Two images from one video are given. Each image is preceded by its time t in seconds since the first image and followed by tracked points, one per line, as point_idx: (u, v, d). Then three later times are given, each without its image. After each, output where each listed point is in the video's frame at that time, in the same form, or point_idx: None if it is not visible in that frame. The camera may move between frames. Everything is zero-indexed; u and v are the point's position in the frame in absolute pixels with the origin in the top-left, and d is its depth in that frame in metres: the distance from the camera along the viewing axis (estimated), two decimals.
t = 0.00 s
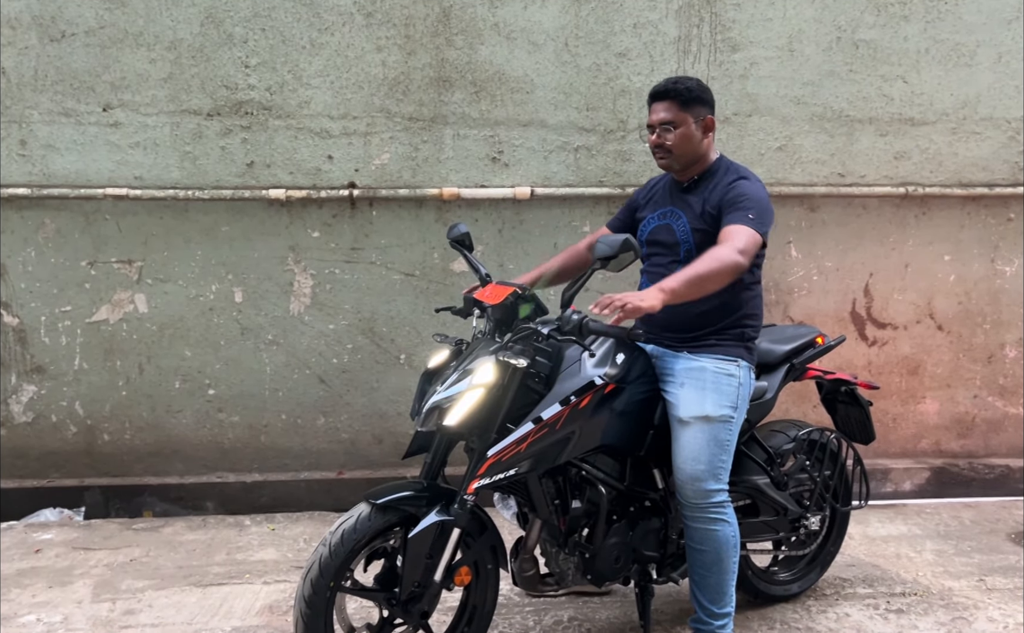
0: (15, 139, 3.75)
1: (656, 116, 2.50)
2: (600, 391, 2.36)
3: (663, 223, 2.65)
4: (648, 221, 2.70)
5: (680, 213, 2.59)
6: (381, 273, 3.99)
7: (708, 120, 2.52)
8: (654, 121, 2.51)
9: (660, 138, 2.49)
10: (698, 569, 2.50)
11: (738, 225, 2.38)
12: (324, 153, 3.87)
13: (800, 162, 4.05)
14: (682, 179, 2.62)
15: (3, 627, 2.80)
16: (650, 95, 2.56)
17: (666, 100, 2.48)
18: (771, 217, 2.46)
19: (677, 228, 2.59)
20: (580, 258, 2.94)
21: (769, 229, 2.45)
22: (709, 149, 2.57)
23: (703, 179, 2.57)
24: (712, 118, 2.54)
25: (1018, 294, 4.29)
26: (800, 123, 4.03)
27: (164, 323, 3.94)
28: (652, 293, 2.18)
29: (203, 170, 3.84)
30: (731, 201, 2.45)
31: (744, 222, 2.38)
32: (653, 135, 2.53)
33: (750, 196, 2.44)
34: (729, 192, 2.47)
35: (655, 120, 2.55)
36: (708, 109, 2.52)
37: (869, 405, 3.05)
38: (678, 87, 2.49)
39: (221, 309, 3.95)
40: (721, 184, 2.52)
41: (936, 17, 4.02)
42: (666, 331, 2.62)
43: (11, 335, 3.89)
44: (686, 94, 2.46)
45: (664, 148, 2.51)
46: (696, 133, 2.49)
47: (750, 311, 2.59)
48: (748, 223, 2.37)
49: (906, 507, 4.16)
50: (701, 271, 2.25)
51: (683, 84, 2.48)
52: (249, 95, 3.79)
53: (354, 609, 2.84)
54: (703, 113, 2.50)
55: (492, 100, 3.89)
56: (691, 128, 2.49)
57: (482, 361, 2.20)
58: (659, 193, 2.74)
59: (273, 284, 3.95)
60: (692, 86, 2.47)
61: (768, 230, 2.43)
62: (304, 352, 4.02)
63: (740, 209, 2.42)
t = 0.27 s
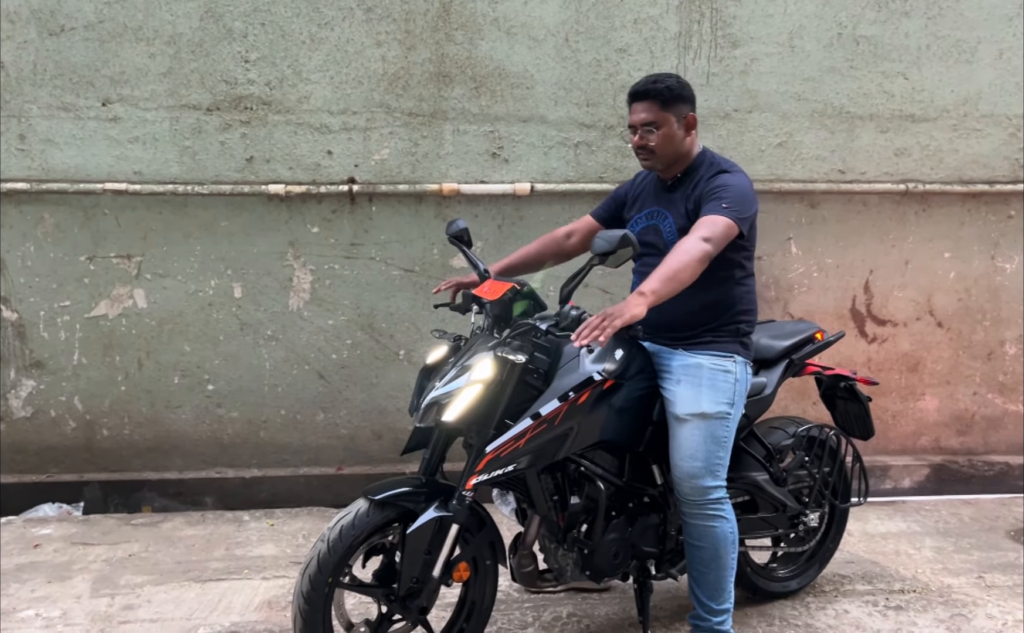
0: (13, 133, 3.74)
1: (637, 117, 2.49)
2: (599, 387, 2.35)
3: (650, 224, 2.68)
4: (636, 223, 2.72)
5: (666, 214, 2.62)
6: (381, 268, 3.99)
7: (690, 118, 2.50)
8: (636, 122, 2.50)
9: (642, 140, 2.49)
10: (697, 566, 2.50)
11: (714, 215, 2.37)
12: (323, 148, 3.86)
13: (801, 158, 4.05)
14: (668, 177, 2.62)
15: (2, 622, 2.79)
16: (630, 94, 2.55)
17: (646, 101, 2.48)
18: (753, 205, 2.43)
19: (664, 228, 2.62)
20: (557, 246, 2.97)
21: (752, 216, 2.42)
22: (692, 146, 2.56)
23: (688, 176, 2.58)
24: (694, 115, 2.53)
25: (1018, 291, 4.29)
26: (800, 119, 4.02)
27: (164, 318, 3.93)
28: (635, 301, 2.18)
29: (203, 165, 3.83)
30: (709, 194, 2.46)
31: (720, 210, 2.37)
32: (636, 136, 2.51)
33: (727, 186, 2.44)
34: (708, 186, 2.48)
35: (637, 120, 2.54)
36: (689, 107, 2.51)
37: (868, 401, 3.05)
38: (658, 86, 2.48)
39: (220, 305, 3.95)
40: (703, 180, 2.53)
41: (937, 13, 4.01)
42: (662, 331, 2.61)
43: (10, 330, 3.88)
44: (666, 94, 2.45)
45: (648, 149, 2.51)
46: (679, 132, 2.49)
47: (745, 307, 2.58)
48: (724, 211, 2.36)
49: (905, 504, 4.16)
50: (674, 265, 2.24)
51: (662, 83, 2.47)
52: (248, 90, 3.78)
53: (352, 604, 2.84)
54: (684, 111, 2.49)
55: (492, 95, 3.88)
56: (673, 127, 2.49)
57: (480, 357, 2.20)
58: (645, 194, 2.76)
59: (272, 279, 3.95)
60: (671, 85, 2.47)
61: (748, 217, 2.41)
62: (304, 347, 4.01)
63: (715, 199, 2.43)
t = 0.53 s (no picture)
0: (13, 128, 3.74)
1: (621, 148, 2.42)
2: (596, 383, 2.34)
3: (639, 226, 2.66)
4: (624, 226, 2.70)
5: (656, 217, 2.61)
6: (381, 264, 3.99)
7: (666, 128, 2.45)
8: (620, 153, 2.43)
9: (631, 168, 2.44)
10: (698, 561, 2.50)
11: (705, 212, 2.40)
12: (324, 144, 3.86)
13: (801, 155, 4.04)
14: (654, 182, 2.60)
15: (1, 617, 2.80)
16: (599, 120, 2.42)
17: (621, 131, 2.38)
18: (741, 198, 2.46)
19: (654, 232, 2.62)
20: (545, 245, 2.96)
21: (741, 209, 2.45)
22: (671, 150, 2.53)
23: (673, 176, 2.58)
24: (667, 122, 2.47)
25: (1018, 288, 4.29)
26: (801, 115, 4.01)
27: (163, 313, 3.93)
28: (632, 305, 2.19)
29: (202, 160, 3.82)
30: (698, 191, 2.48)
31: (712, 208, 2.39)
32: (621, 164, 2.46)
33: (714, 181, 2.46)
34: (696, 182, 2.50)
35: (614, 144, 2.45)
36: (663, 117, 2.43)
37: (866, 396, 3.05)
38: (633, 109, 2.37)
39: (220, 300, 3.95)
40: (689, 174, 2.53)
41: (938, 9, 4.00)
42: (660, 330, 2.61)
43: (10, 325, 3.88)
44: (644, 117, 2.37)
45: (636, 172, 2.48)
46: (661, 147, 2.46)
47: (740, 301, 2.57)
48: (715, 208, 2.39)
49: (904, 500, 4.16)
50: (669, 267, 2.25)
51: (634, 108, 2.36)
52: (249, 84, 3.78)
53: (351, 599, 2.84)
54: (661, 126, 2.43)
55: (492, 91, 3.87)
56: (655, 145, 2.45)
57: (478, 353, 2.20)
58: (629, 194, 2.74)
59: (272, 274, 3.95)
60: (642, 107, 2.36)
61: (738, 211, 2.43)
62: (304, 343, 4.01)
63: (704, 196, 2.45)
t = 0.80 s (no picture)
0: (11, 122, 3.73)
1: (627, 164, 2.42)
2: (591, 376, 2.35)
3: (633, 225, 2.66)
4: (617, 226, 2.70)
5: (651, 215, 2.62)
6: (380, 259, 3.98)
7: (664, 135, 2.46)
8: (626, 169, 2.43)
9: (638, 181, 2.46)
10: (702, 555, 2.50)
11: (698, 205, 2.40)
12: (323, 138, 3.85)
13: (801, 150, 4.03)
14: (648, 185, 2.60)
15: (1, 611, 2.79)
16: (599, 137, 2.39)
17: (626, 146, 2.37)
18: (734, 189, 2.46)
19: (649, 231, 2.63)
20: (538, 240, 2.95)
21: (736, 201, 2.45)
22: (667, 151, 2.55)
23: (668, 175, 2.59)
24: (663, 128, 2.47)
25: (1017, 283, 4.29)
26: (801, 110, 4.00)
27: (162, 307, 3.93)
28: (627, 297, 2.18)
29: (201, 155, 3.81)
30: (693, 185, 2.48)
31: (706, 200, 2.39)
32: (626, 178, 2.46)
33: (708, 174, 2.46)
34: (690, 177, 2.50)
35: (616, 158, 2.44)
36: (660, 124, 2.43)
37: (863, 391, 3.04)
38: (635, 125, 2.35)
39: (219, 295, 3.94)
40: (682, 170, 2.54)
41: (939, 4, 3.99)
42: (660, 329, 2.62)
43: (9, 319, 3.88)
44: (648, 132, 2.37)
45: (642, 183, 2.50)
46: (661, 155, 2.47)
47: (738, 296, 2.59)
48: (708, 200, 2.39)
49: (903, 496, 4.17)
50: (662, 259, 2.25)
51: (635, 122, 2.34)
52: (248, 79, 3.77)
53: (350, 594, 2.84)
54: (661, 135, 2.43)
55: (491, 85, 3.86)
56: (656, 154, 2.46)
57: (473, 346, 2.19)
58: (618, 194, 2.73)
59: (271, 269, 3.94)
60: (643, 120, 2.35)
61: (733, 202, 2.43)
62: (303, 338, 4.01)
63: (699, 188, 2.45)
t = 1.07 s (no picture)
0: (8, 115, 3.71)
1: (617, 158, 2.43)
2: (586, 370, 2.35)
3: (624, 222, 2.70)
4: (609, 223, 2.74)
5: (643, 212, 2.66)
6: (378, 253, 3.98)
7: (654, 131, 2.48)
8: (616, 164, 2.45)
9: (627, 176, 2.47)
10: (689, 531, 2.47)
11: (688, 200, 2.42)
12: (320, 132, 3.84)
13: (799, 144, 4.03)
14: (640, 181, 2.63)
15: None
16: (589, 131, 2.40)
17: (616, 141, 2.39)
18: (723, 184, 2.48)
19: (641, 227, 2.66)
20: (533, 241, 2.96)
21: (727, 195, 2.47)
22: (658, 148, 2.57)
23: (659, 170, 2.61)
24: (654, 124, 2.49)
25: (1015, 278, 4.29)
26: (799, 104, 4.00)
27: (159, 301, 3.92)
28: (620, 291, 2.17)
29: (198, 149, 3.80)
30: (682, 180, 2.51)
31: (694, 196, 2.42)
32: (616, 172, 2.48)
33: (697, 169, 2.49)
34: (680, 172, 2.53)
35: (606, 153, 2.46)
36: (651, 120, 2.45)
37: (858, 385, 3.05)
38: (625, 119, 2.37)
39: (216, 289, 3.94)
40: (672, 165, 2.57)
41: None
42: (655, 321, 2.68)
43: (6, 313, 3.87)
44: (638, 127, 2.38)
45: (631, 178, 2.51)
46: (652, 151, 2.49)
47: (730, 288, 2.66)
48: (697, 195, 2.42)
49: (900, 490, 4.17)
50: (653, 253, 2.25)
51: (625, 116, 2.36)
52: (245, 72, 3.75)
53: (348, 588, 2.85)
54: (651, 131, 2.45)
55: (489, 79, 3.85)
56: (647, 150, 2.48)
57: (468, 340, 2.20)
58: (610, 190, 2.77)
59: (269, 263, 3.94)
60: (633, 114, 2.37)
61: (723, 196, 2.45)
62: (300, 332, 4.01)
63: (688, 184, 2.48)
